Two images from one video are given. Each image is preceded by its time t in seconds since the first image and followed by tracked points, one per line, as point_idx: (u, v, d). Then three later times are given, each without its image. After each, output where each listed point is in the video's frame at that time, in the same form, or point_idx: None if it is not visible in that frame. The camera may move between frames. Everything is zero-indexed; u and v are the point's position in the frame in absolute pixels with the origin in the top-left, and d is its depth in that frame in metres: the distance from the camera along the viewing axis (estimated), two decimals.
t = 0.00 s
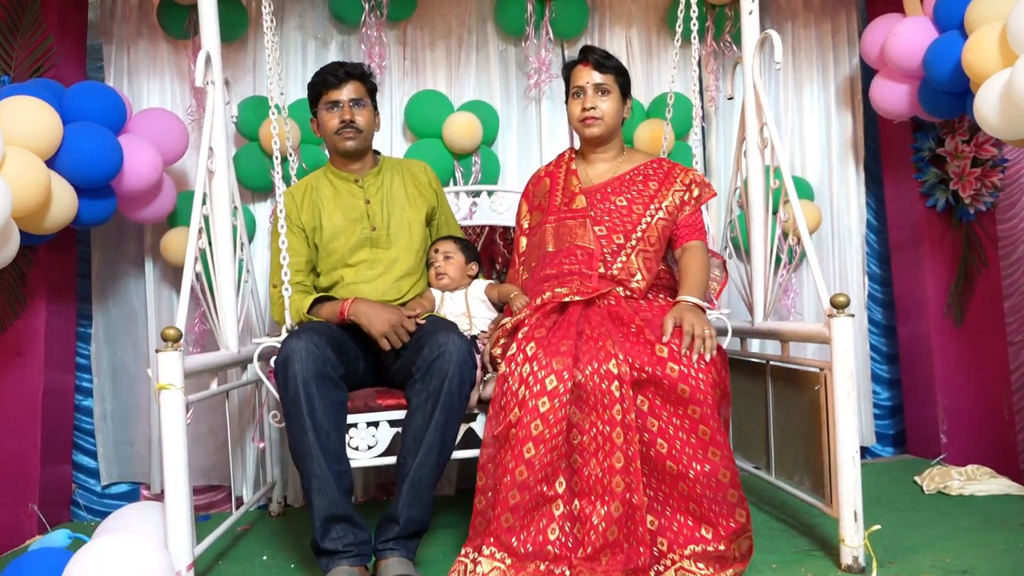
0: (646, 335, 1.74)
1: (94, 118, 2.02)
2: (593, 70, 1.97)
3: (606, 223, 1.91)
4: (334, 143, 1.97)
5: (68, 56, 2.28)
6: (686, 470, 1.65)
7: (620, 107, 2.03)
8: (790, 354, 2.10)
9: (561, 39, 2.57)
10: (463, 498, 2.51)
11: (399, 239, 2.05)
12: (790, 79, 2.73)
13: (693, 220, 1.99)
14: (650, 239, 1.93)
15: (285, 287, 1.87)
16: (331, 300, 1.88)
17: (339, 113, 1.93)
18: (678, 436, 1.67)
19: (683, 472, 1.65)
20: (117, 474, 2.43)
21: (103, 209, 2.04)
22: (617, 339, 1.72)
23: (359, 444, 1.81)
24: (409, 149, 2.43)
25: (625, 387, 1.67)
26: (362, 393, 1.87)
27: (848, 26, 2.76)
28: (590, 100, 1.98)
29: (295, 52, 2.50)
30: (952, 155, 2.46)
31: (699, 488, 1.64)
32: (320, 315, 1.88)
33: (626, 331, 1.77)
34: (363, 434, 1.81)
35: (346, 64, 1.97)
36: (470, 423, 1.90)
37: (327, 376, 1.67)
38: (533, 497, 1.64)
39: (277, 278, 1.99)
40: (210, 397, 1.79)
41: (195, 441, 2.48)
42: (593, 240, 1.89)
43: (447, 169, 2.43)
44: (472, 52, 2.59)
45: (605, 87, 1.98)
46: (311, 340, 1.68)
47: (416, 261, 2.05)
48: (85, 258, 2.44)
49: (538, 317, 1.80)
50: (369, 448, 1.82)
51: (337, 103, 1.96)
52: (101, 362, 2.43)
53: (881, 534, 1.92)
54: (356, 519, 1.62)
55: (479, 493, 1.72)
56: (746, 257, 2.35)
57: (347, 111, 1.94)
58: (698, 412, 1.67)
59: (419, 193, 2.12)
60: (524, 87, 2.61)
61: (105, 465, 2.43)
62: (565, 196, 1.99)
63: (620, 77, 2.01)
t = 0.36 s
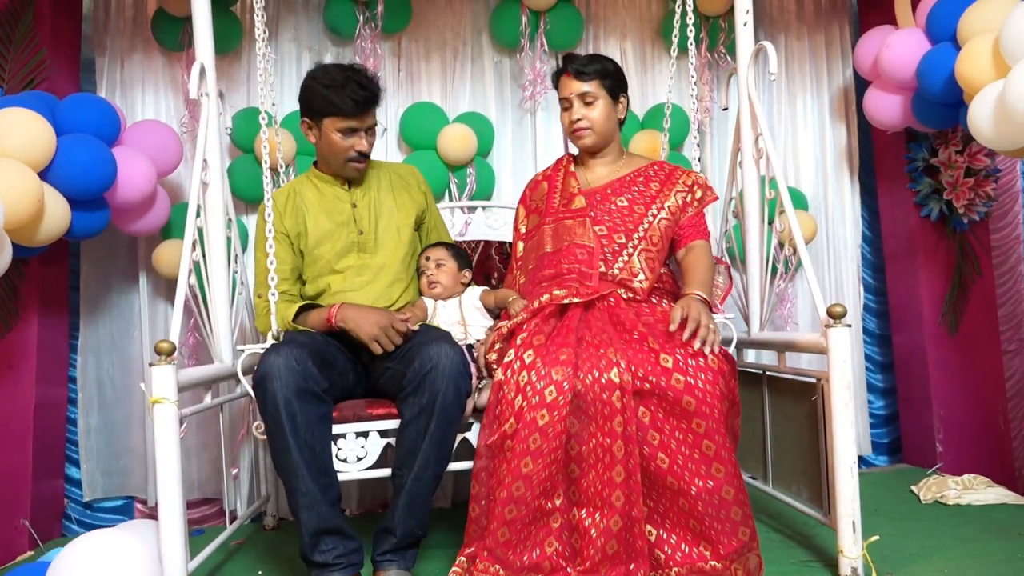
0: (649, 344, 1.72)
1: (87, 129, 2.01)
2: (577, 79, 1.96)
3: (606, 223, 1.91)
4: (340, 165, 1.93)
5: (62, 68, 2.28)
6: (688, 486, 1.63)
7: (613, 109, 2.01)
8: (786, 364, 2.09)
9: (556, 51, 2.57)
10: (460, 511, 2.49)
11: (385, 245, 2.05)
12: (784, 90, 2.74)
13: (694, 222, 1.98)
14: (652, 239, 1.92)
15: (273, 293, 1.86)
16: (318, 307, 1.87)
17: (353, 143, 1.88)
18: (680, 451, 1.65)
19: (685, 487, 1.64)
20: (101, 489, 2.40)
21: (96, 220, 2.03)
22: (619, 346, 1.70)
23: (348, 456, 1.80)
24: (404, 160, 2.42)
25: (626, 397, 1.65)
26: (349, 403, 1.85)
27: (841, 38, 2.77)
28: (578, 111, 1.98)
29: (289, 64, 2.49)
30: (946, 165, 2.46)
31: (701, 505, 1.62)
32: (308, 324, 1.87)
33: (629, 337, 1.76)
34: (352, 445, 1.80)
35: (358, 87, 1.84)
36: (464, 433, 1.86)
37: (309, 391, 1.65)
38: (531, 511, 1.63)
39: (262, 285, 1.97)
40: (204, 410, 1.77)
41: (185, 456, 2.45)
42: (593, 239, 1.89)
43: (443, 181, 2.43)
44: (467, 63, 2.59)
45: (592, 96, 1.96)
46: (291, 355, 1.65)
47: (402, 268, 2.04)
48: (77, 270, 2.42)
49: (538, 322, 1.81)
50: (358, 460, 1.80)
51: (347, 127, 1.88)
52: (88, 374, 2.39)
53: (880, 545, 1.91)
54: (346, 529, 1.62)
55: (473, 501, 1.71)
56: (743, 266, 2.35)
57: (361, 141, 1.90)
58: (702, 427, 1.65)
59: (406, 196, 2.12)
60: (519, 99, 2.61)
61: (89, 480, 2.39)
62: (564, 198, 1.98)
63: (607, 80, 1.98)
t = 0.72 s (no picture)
0: (644, 351, 1.73)
1: (84, 132, 2.00)
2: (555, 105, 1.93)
3: (601, 233, 1.91)
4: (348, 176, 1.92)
5: (60, 71, 2.27)
6: (684, 492, 1.62)
7: (595, 124, 1.96)
8: (785, 371, 2.09)
9: (555, 56, 2.57)
10: (457, 516, 2.49)
11: (386, 251, 2.04)
12: (782, 96, 2.75)
13: (692, 230, 1.97)
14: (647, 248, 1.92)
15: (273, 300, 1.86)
16: (309, 312, 1.88)
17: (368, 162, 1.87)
18: (676, 456, 1.65)
19: (681, 493, 1.63)
20: (87, 490, 2.39)
21: (93, 224, 2.02)
22: (613, 354, 1.72)
23: (347, 463, 1.79)
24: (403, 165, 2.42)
25: (621, 403, 1.66)
26: (349, 411, 1.86)
27: (839, 44, 2.78)
28: (560, 135, 1.96)
29: (288, 68, 2.49)
30: (943, 171, 2.47)
31: (697, 511, 1.61)
32: (301, 330, 1.88)
33: (623, 346, 1.77)
34: (352, 452, 1.79)
35: (378, 111, 1.81)
36: (461, 441, 1.86)
37: (308, 396, 1.65)
38: (528, 517, 1.63)
39: (262, 292, 1.97)
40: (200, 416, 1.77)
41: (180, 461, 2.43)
42: (588, 249, 1.89)
43: (442, 187, 2.43)
44: (466, 68, 2.59)
45: (570, 119, 1.93)
46: (290, 360, 1.64)
47: (399, 275, 2.04)
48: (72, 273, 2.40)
49: (534, 330, 1.84)
50: (358, 467, 1.79)
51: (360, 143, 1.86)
52: (77, 377, 2.38)
53: (879, 552, 1.91)
54: (346, 537, 1.61)
55: (473, 511, 1.72)
56: (741, 273, 2.35)
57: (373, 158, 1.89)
58: (697, 432, 1.64)
59: (410, 205, 2.12)
60: (518, 104, 2.61)
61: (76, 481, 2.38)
62: (561, 207, 1.99)
63: (581, 100, 1.92)
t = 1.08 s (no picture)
0: (632, 357, 1.76)
1: (78, 139, 1.99)
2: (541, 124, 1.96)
3: (591, 246, 1.92)
4: (333, 161, 1.95)
5: (54, 78, 2.26)
6: (675, 490, 1.64)
7: (584, 142, 1.97)
8: (782, 375, 2.10)
9: (549, 62, 2.57)
10: (454, 523, 2.48)
11: (388, 264, 2.03)
12: (776, 101, 2.75)
13: (679, 242, 1.99)
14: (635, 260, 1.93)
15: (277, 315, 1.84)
16: (316, 316, 1.91)
17: (341, 132, 1.91)
18: (667, 457, 1.66)
19: (672, 492, 1.64)
20: (83, 498, 2.37)
21: (87, 231, 2.01)
22: (604, 360, 1.73)
23: (352, 469, 1.79)
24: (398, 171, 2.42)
25: (612, 407, 1.67)
26: (354, 418, 1.88)
27: (832, 49, 2.79)
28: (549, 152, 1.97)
29: (283, 74, 2.48)
30: (937, 176, 2.47)
31: (689, 508, 1.63)
32: (309, 336, 1.92)
33: (613, 353, 1.80)
34: (356, 459, 1.79)
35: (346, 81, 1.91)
36: (460, 447, 1.89)
37: (317, 399, 1.66)
38: (523, 516, 1.62)
39: (264, 292, 1.97)
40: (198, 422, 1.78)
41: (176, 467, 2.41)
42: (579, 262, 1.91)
43: (438, 191, 2.42)
44: (461, 74, 2.59)
45: (557, 137, 1.95)
46: (300, 365, 1.68)
47: (401, 285, 2.03)
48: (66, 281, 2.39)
49: (525, 342, 1.85)
50: (362, 472, 1.80)
51: (338, 119, 1.93)
52: (70, 384, 2.35)
53: (877, 555, 1.91)
54: (347, 546, 1.60)
55: (471, 519, 1.71)
56: (738, 278, 2.35)
57: (349, 130, 1.92)
58: (686, 432, 1.66)
59: (411, 215, 2.11)
60: (513, 109, 2.61)
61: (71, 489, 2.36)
62: (552, 219, 2.02)
63: (569, 119, 1.93)
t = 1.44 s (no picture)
0: (631, 356, 1.76)
1: (78, 138, 1.99)
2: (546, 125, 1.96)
3: (592, 245, 1.92)
4: (330, 160, 1.95)
5: (54, 77, 2.26)
6: (676, 485, 1.64)
7: (589, 142, 1.97)
8: (785, 371, 2.09)
9: (550, 58, 2.56)
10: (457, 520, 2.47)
11: (390, 260, 2.03)
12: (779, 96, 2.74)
13: (680, 242, 1.98)
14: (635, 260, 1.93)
15: (285, 316, 1.86)
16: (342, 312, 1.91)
17: (336, 129, 1.92)
18: (667, 452, 1.67)
19: (673, 486, 1.64)
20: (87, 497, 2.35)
21: (88, 230, 2.01)
22: (602, 360, 1.73)
23: (358, 465, 1.80)
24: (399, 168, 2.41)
25: (611, 406, 1.67)
26: (359, 414, 1.86)
27: (835, 43, 2.77)
28: (555, 152, 1.98)
29: (283, 71, 2.47)
30: (942, 170, 2.45)
31: (690, 502, 1.62)
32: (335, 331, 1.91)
33: (612, 353, 1.80)
34: (362, 455, 1.80)
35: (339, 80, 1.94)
36: (464, 443, 1.89)
37: (323, 398, 1.66)
38: (524, 511, 1.62)
39: (274, 290, 1.97)
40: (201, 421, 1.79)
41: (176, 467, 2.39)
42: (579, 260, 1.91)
43: (440, 189, 2.42)
44: (462, 71, 2.58)
45: (562, 138, 1.95)
46: (306, 363, 1.69)
47: (405, 283, 2.03)
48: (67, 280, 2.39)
49: (528, 342, 1.85)
50: (368, 468, 1.80)
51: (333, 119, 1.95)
52: (72, 383, 2.33)
53: (881, 553, 1.89)
54: (349, 543, 1.59)
55: (474, 519, 1.71)
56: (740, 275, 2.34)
57: (343, 127, 1.93)
58: (684, 427, 1.67)
59: (412, 209, 2.11)
60: (514, 106, 2.60)
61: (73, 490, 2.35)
62: (556, 218, 2.00)
63: (574, 120, 1.93)
